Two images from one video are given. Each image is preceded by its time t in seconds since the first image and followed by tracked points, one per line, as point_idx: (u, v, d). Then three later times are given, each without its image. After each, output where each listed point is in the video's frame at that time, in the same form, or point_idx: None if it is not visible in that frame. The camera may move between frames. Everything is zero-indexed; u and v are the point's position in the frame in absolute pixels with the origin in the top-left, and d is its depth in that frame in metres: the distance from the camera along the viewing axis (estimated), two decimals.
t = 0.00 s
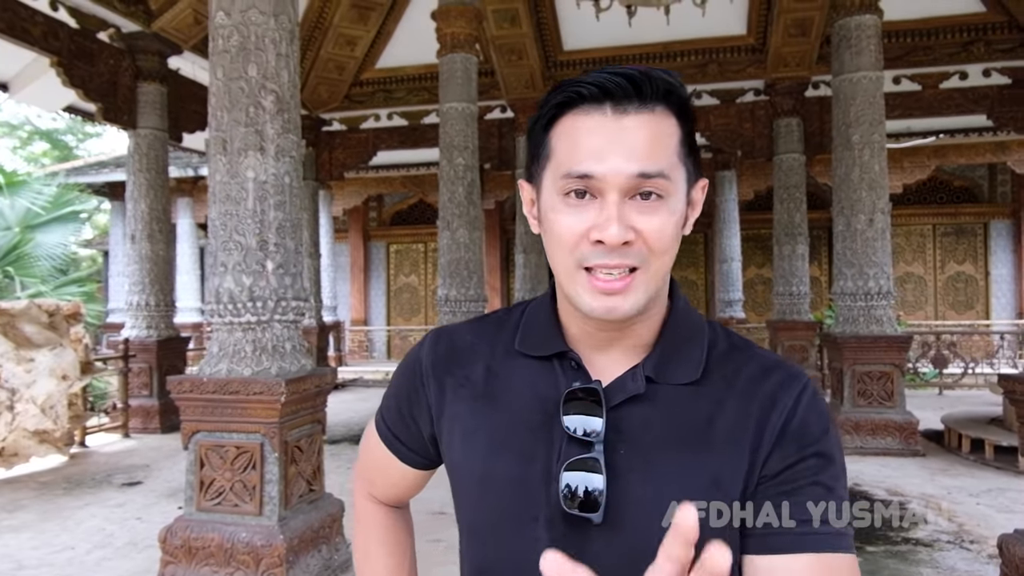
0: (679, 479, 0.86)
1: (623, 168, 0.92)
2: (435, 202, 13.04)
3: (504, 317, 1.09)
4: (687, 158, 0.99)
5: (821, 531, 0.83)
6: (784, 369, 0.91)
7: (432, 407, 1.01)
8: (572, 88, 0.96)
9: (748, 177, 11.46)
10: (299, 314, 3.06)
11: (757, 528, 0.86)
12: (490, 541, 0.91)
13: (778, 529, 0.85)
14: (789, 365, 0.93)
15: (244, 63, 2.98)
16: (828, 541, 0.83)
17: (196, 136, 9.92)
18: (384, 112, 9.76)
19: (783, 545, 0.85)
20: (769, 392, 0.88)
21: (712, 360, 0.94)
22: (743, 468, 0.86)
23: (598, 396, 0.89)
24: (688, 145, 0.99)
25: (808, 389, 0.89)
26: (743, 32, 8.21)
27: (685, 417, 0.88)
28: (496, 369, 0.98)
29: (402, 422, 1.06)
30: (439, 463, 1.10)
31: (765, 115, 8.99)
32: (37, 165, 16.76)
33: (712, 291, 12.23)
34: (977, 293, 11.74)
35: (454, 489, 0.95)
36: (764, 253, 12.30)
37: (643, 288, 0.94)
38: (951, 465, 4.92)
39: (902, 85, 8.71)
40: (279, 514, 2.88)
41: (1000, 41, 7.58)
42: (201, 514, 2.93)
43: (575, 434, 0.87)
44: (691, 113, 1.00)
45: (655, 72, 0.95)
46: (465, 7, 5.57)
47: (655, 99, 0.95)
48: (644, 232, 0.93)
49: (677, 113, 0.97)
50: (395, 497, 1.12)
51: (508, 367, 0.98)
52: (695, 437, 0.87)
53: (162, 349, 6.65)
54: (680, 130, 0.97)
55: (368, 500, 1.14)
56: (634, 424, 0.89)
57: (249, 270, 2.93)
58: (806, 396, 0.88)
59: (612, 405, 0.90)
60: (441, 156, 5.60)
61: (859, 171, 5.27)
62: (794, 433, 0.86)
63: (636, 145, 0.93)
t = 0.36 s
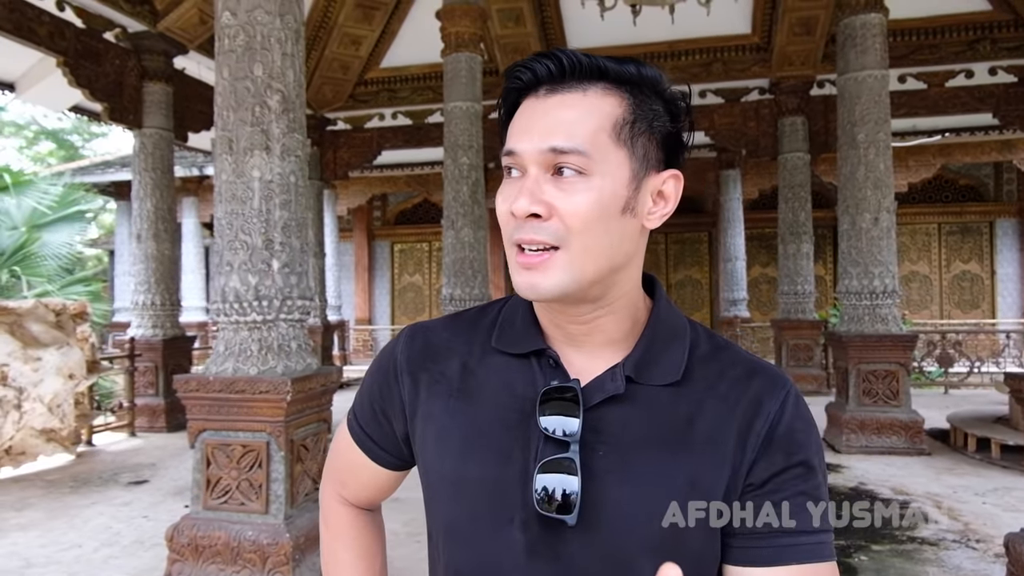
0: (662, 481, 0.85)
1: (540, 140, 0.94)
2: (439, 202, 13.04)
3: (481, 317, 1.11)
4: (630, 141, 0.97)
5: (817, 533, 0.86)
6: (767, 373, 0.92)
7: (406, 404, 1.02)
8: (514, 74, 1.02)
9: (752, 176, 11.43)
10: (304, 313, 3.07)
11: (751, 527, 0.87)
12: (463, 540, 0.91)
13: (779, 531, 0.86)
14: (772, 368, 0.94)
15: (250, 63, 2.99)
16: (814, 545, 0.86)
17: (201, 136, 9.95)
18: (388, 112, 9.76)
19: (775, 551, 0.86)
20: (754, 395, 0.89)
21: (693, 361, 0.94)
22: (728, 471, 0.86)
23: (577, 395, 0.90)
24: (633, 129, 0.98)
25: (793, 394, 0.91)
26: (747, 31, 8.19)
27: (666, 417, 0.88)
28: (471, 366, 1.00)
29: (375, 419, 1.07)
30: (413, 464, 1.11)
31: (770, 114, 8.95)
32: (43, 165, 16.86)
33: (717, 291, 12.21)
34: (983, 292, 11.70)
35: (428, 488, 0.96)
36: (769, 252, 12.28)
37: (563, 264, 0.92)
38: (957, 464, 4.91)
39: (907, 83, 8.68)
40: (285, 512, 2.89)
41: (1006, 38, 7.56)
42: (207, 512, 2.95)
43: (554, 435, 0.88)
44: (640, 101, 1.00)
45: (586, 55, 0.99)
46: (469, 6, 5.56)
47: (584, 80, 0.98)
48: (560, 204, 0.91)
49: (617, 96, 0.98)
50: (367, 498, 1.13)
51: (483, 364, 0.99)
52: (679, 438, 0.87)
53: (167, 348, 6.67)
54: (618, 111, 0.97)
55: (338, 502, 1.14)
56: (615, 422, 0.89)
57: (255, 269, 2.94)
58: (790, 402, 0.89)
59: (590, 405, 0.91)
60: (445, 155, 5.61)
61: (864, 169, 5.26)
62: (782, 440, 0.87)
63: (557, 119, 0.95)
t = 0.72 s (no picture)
0: (666, 480, 0.85)
1: (550, 132, 0.94)
2: (444, 197, 13.03)
3: (487, 308, 1.11)
4: (642, 132, 0.97)
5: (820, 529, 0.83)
6: (778, 367, 0.91)
7: (413, 398, 1.02)
8: (518, 63, 1.01)
9: (758, 172, 11.39)
10: (309, 307, 3.07)
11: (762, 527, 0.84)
12: (471, 538, 0.92)
13: (779, 529, 0.83)
14: (785, 363, 0.93)
15: (256, 56, 2.98)
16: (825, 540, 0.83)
17: (205, 130, 9.95)
18: (393, 106, 9.76)
19: (784, 549, 0.83)
20: (764, 390, 0.88)
21: (702, 356, 0.94)
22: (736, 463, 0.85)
23: (581, 392, 0.89)
24: (644, 119, 0.97)
25: (805, 390, 0.89)
26: (754, 27, 8.17)
27: (671, 411, 0.88)
28: (478, 361, 0.99)
29: (383, 412, 1.08)
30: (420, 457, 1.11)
31: (776, 111, 8.92)
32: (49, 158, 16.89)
33: (721, 288, 12.19)
34: (989, 290, 11.66)
35: (435, 483, 0.96)
36: (774, 249, 12.26)
37: (578, 259, 0.91)
38: (962, 462, 4.89)
39: (915, 80, 8.64)
40: (289, 506, 2.89)
41: (1015, 35, 7.52)
42: (212, 504, 2.95)
43: (558, 430, 0.87)
44: (650, 90, 0.99)
45: (593, 43, 0.98)
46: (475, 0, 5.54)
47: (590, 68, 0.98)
48: (573, 198, 0.91)
49: (626, 85, 0.98)
50: (376, 491, 1.13)
51: (490, 359, 0.99)
52: (683, 433, 0.87)
53: (172, 341, 6.69)
54: (630, 101, 0.97)
55: (347, 494, 1.14)
56: (621, 418, 0.89)
57: (261, 263, 2.94)
58: (802, 397, 0.88)
59: (596, 402, 0.90)
60: (450, 150, 5.60)
61: (871, 166, 5.23)
62: (793, 435, 0.86)
63: (567, 111, 0.94)
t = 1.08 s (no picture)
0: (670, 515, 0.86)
1: (606, 165, 0.91)
2: (445, 201, 13.04)
3: (483, 324, 1.09)
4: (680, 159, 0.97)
5: (821, 530, 0.84)
6: (790, 391, 0.91)
7: (413, 422, 1.01)
8: (549, 73, 0.96)
9: (759, 175, 11.38)
10: (311, 311, 3.07)
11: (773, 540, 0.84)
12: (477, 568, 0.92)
13: (779, 530, 0.85)
14: (795, 383, 0.92)
15: (258, 61, 2.98)
16: (828, 540, 0.84)
17: (207, 134, 9.96)
18: (394, 110, 9.78)
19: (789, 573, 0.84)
20: (772, 418, 0.88)
21: (711, 383, 0.93)
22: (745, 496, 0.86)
23: (587, 428, 0.89)
24: (680, 144, 0.97)
25: (815, 413, 0.89)
26: (755, 30, 8.18)
27: (679, 448, 0.89)
28: (477, 384, 0.98)
29: (379, 429, 1.06)
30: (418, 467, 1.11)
31: (778, 114, 8.92)
32: (51, 163, 16.92)
33: (723, 291, 12.18)
34: (991, 293, 11.64)
35: (437, 510, 0.96)
36: (775, 252, 12.25)
37: (634, 297, 0.92)
38: (965, 466, 4.88)
39: (916, 83, 8.64)
40: (292, 511, 2.89)
41: (1016, 38, 7.53)
42: (214, 510, 2.95)
43: (561, 460, 0.88)
44: (680, 110, 0.98)
45: (642, 57, 0.95)
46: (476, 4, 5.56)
47: (636, 84, 0.94)
48: (631, 236, 0.91)
49: (665, 104, 0.96)
50: (372, 496, 1.13)
51: (490, 384, 0.98)
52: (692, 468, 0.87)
53: (173, 345, 6.68)
54: (670, 124, 0.95)
55: (345, 500, 1.14)
56: (629, 457, 0.88)
57: (263, 267, 2.94)
58: (811, 422, 0.88)
59: (603, 438, 0.90)
60: (451, 154, 5.60)
61: (873, 170, 5.23)
62: (795, 464, 0.86)
63: (623, 138, 0.92)
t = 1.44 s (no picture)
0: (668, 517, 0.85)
1: (607, 145, 0.91)
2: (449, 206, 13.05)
3: (481, 327, 1.09)
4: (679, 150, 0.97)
5: (821, 532, 0.85)
6: (788, 394, 0.90)
7: (409, 423, 1.01)
8: (553, 62, 0.97)
9: (764, 179, 11.35)
10: (316, 317, 3.07)
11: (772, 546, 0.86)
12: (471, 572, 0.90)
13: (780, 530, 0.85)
14: (793, 387, 0.92)
15: (263, 67, 2.99)
16: (824, 547, 0.85)
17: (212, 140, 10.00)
18: (398, 116, 9.80)
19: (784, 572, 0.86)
20: (770, 422, 0.88)
21: (710, 383, 0.93)
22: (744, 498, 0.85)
23: (587, 426, 0.88)
24: (678, 136, 0.98)
25: (814, 416, 0.88)
26: (759, 34, 8.19)
27: (680, 448, 0.88)
28: (475, 387, 0.98)
29: (375, 435, 1.06)
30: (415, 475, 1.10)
31: (782, 118, 8.90)
32: (57, 170, 17.00)
33: (728, 295, 12.15)
34: (998, 297, 11.59)
35: (433, 514, 0.94)
36: (780, 256, 12.23)
37: (631, 278, 0.91)
38: (974, 471, 4.85)
39: (921, 87, 8.62)
40: (298, 517, 2.89)
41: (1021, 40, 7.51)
42: (220, 516, 2.95)
43: (559, 462, 0.87)
44: (681, 104, 0.99)
45: (646, 49, 0.96)
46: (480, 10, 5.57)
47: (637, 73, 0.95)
48: (628, 216, 0.90)
49: (664, 96, 0.97)
50: (368, 507, 1.12)
51: (488, 387, 0.97)
52: (693, 470, 0.86)
53: (179, 352, 6.70)
54: (669, 115, 0.96)
55: (340, 512, 1.14)
56: (627, 455, 0.88)
57: (268, 273, 2.94)
58: (811, 425, 0.87)
59: (601, 437, 0.89)
60: (455, 159, 5.61)
61: (878, 173, 5.21)
62: (794, 468, 0.86)
63: (623, 120, 0.92)
